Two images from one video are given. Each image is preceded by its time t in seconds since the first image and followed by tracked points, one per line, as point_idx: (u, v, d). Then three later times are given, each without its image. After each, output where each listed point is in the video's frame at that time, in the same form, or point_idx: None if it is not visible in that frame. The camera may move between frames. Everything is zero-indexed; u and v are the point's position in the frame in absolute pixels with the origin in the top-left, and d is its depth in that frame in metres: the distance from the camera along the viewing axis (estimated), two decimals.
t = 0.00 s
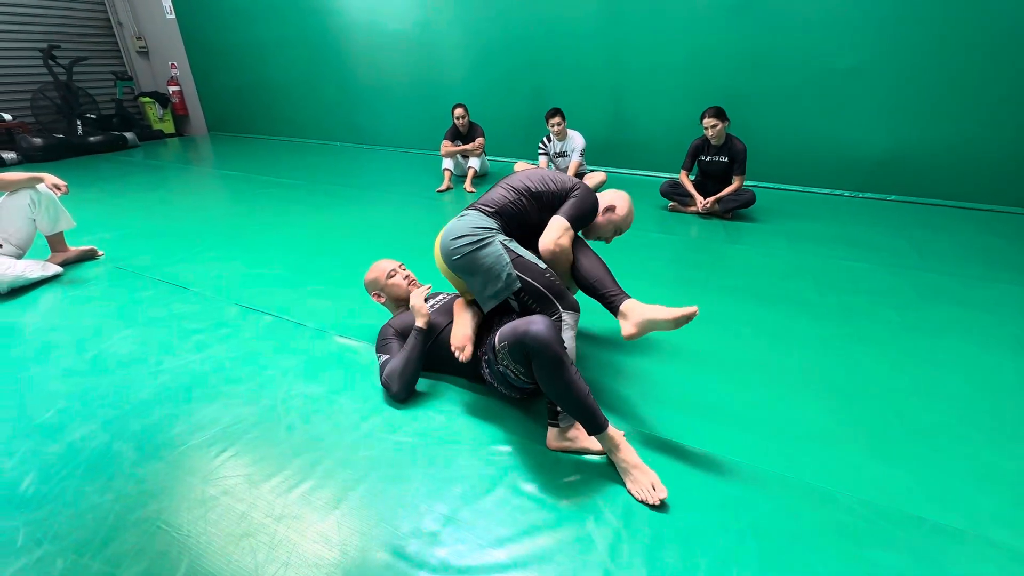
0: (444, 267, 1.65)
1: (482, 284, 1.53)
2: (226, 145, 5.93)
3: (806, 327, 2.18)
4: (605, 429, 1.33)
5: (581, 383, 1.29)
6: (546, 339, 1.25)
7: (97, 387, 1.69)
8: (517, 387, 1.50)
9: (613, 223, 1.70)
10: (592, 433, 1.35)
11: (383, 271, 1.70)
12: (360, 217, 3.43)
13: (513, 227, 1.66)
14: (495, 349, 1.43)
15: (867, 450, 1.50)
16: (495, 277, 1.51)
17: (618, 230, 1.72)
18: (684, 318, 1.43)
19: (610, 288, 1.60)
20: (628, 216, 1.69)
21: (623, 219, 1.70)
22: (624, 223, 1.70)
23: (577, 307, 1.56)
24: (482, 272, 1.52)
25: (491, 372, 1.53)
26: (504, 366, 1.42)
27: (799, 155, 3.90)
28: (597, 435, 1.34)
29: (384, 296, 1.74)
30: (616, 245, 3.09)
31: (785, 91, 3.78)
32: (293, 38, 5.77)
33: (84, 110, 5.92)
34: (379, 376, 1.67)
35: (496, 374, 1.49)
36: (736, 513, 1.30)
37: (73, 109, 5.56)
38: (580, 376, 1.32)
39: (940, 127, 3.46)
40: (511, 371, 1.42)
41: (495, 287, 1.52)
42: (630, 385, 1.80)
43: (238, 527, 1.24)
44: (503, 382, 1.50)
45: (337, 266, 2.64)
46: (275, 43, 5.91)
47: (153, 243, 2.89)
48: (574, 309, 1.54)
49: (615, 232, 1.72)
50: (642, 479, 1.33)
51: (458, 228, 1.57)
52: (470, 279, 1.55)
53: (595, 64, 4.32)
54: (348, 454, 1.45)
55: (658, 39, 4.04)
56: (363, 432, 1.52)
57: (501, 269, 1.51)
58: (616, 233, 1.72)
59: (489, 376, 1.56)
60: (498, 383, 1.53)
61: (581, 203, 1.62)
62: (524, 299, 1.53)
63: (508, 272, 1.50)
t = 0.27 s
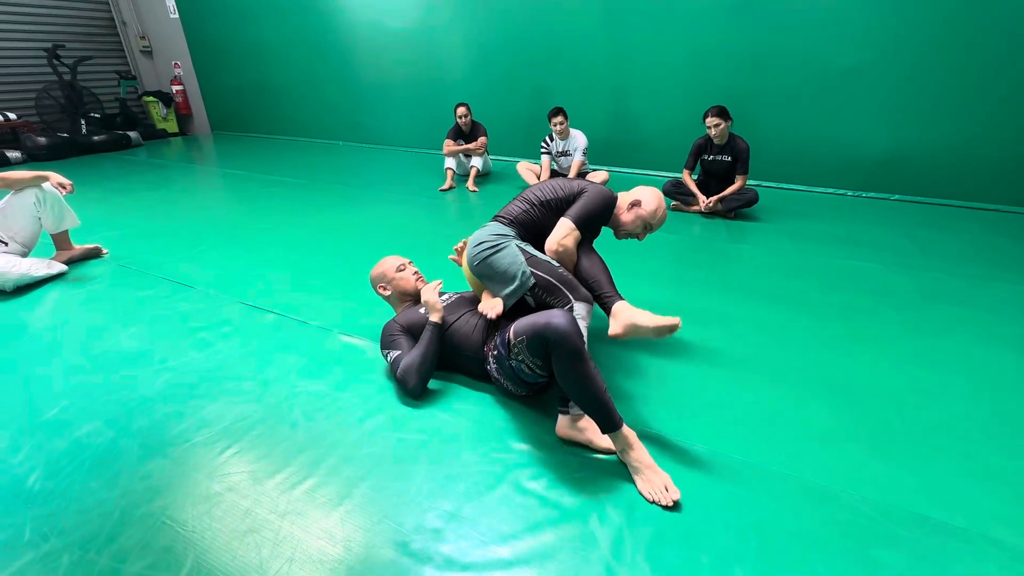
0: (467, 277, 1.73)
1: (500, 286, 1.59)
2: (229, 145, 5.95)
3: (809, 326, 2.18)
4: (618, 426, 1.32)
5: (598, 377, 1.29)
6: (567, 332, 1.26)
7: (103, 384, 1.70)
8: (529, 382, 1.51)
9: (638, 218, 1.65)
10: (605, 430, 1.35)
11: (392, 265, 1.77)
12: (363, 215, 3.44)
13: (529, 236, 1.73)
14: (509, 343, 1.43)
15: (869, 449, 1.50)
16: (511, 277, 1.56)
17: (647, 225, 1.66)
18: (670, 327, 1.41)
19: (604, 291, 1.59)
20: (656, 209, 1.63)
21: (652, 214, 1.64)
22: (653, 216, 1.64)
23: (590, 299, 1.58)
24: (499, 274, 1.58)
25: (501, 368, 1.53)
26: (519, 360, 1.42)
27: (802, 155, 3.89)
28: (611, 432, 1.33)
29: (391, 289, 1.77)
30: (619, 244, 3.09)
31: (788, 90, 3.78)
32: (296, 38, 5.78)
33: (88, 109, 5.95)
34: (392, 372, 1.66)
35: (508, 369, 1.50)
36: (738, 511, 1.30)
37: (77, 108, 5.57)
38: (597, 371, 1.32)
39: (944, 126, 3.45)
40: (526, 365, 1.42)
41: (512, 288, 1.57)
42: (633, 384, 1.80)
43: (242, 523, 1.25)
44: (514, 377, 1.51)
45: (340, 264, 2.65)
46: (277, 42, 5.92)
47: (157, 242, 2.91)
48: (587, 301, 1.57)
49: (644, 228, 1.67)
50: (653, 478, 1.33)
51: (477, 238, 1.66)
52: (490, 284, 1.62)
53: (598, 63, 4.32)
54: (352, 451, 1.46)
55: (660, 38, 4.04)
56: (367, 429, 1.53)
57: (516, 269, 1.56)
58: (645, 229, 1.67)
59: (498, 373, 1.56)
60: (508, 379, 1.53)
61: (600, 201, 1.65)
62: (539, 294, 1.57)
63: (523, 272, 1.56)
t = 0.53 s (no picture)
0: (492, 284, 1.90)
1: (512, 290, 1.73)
2: (229, 144, 5.94)
3: (809, 325, 2.18)
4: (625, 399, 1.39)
5: (611, 351, 1.35)
6: (587, 305, 1.31)
7: (103, 382, 1.69)
8: (535, 371, 1.52)
9: (650, 196, 1.63)
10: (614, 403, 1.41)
11: (406, 255, 1.86)
12: (363, 214, 3.44)
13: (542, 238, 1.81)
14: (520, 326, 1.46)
15: (869, 448, 1.50)
16: (518, 283, 1.71)
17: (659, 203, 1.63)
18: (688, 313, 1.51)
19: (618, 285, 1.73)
20: (665, 184, 1.61)
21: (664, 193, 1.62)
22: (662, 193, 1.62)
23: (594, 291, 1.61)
24: (510, 281, 1.73)
25: (506, 355, 1.54)
26: (530, 344, 1.44)
27: (803, 153, 3.88)
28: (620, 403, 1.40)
29: (401, 278, 1.82)
30: (619, 243, 3.08)
31: (788, 89, 3.77)
32: (295, 37, 5.77)
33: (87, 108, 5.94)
34: (404, 338, 1.63)
35: (515, 355, 1.51)
36: (738, 509, 1.29)
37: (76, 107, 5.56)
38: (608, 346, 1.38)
39: (945, 125, 3.45)
40: (536, 348, 1.44)
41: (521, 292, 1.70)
42: (633, 382, 1.80)
43: (241, 522, 1.24)
44: (520, 365, 1.52)
45: (340, 263, 2.65)
46: (277, 41, 5.91)
47: (156, 240, 2.90)
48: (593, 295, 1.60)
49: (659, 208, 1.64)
50: (664, 443, 1.42)
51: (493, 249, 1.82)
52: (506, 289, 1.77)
53: (598, 62, 4.32)
54: (352, 449, 1.45)
55: (660, 36, 4.03)
56: (366, 427, 1.53)
57: (522, 275, 1.69)
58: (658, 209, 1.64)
59: (502, 363, 1.57)
60: (513, 368, 1.54)
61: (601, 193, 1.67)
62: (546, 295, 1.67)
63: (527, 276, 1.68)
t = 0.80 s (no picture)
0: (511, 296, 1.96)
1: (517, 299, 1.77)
2: (226, 143, 5.92)
3: (807, 324, 2.18)
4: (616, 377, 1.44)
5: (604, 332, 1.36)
6: (579, 285, 1.31)
7: (99, 382, 1.69)
8: (537, 361, 1.53)
9: (640, 174, 1.61)
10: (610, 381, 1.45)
11: (423, 247, 1.86)
12: (361, 214, 3.43)
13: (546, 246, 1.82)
14: (518, 316, 1.46)
15: (867, 446, 1.51)
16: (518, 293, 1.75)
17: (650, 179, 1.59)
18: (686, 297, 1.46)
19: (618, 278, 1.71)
20: (650, 160, 1.59)
21: (652, 168, 1.59)
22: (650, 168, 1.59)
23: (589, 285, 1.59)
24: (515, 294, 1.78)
25: (507, 346, 1.54)
26: (529, 333, 1.45)
27: (801, 152, 3.89)
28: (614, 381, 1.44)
29: (416, 268, 1.81)
30: (617, 242, 3.08)
31: (786, 88, 3.78)
32: (293, 36, 5.75)
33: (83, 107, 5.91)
34: (421, 310, 1.64)
35: (515, 346, 1.51)
36: (737, 507, 1.30)
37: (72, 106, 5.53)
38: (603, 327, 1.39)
39: (943, 124, 3.46)
40: (535, 337, 1.45)
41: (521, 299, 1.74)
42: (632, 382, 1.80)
43: (239, 521, 1.24)
44: (522, 355, 1.52)
45: (338, 262, 2.64)
46: (274, 40, 5.90)
47: (153, 240, 2.89)
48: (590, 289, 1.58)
49: (650, 184, 1.59)
50: (646, 418, 1.51)
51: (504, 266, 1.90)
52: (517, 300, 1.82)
53: (596, 61, 4.31)
54: (350, 448, 1.45)
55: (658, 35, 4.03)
56: (365, 427, 1.53)
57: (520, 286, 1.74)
58: (649, 186, 1.60)
59: (503, 355, 1.58)
60: (515, 359, 1.55)
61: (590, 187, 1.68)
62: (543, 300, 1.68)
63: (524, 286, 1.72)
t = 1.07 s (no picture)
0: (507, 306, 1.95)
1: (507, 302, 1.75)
2: (221, 142, 5.89)
3: (804, 322, 2.19)
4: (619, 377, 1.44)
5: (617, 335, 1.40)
6: (602, 285, 1.34)
7: (93, 385, 1.67)
8: (531, 352, 1.51)
9: (615, 182, 1.63)
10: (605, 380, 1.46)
11: (438, 241, 1.91)
12: (357, 214, 3.42)
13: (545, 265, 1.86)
14: (526, 302, 1.44)
15: (865, 444, 1.51)
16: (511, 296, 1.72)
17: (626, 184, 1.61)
18: (667, 279, 1.52)
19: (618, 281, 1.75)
20: (619, 167, 1.61)
21: (626, 173, 1.60)
22: (623, 173, 1.60)
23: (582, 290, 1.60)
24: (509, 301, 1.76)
25: (506, 332, 1.53)
26: (535, 320, 1.43)
27: (796, 150, 3.90)
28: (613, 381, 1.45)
29: (426, 258, 1.85)
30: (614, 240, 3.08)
31: (782, 87, 3.78)
32: (288, 34, 5.73)
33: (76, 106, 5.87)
34: (430, 283, 1.69)
35: (515, 332, 1.49)
36: (735, 506, 1.30)
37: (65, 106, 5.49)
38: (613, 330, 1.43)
39: (938, 122, 3.47)
40: (540, 326, 1.43)
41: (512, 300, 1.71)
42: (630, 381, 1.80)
43: (236, 524, 1.23)
44: (519, 343, 1.50)
45: (334, 263, 2.63)
46: (269, 38, 5.87)
47: (148, 241, 2.87)
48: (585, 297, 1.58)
49: (627, 188, 1.60)
50: (647, 419, 1.51)
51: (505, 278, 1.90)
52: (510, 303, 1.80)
53: (592, 59, 4.31)
54: (347, 450, 1.45)
55: (654, 34, 4.03)
56: (362, 428, 1.52)
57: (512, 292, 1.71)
58: (626, 191, 1.61)
59: (499, 341, 1.56)
60: (511, 347, 1.52)
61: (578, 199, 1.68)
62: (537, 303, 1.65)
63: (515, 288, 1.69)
